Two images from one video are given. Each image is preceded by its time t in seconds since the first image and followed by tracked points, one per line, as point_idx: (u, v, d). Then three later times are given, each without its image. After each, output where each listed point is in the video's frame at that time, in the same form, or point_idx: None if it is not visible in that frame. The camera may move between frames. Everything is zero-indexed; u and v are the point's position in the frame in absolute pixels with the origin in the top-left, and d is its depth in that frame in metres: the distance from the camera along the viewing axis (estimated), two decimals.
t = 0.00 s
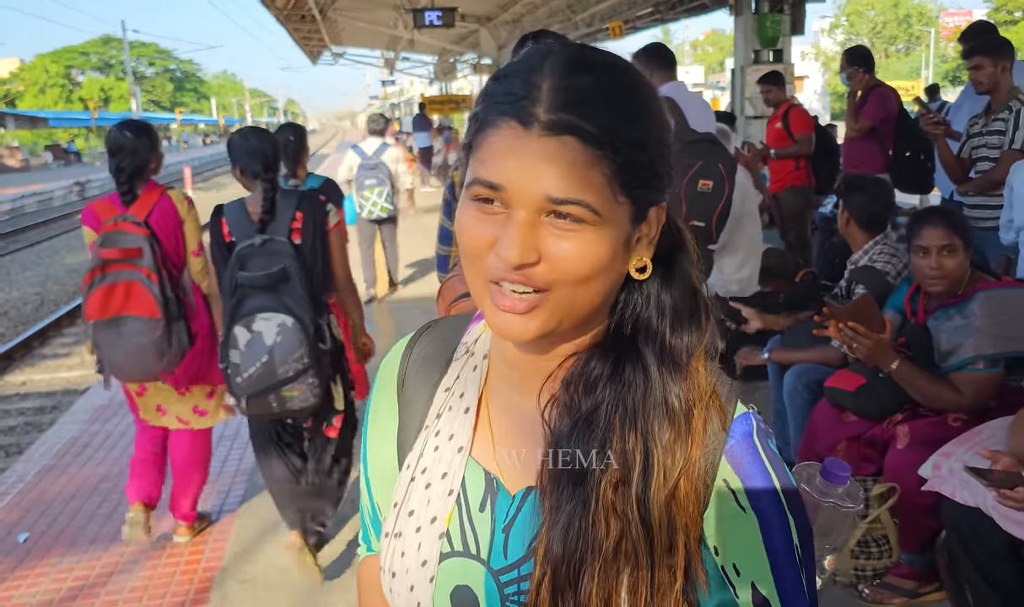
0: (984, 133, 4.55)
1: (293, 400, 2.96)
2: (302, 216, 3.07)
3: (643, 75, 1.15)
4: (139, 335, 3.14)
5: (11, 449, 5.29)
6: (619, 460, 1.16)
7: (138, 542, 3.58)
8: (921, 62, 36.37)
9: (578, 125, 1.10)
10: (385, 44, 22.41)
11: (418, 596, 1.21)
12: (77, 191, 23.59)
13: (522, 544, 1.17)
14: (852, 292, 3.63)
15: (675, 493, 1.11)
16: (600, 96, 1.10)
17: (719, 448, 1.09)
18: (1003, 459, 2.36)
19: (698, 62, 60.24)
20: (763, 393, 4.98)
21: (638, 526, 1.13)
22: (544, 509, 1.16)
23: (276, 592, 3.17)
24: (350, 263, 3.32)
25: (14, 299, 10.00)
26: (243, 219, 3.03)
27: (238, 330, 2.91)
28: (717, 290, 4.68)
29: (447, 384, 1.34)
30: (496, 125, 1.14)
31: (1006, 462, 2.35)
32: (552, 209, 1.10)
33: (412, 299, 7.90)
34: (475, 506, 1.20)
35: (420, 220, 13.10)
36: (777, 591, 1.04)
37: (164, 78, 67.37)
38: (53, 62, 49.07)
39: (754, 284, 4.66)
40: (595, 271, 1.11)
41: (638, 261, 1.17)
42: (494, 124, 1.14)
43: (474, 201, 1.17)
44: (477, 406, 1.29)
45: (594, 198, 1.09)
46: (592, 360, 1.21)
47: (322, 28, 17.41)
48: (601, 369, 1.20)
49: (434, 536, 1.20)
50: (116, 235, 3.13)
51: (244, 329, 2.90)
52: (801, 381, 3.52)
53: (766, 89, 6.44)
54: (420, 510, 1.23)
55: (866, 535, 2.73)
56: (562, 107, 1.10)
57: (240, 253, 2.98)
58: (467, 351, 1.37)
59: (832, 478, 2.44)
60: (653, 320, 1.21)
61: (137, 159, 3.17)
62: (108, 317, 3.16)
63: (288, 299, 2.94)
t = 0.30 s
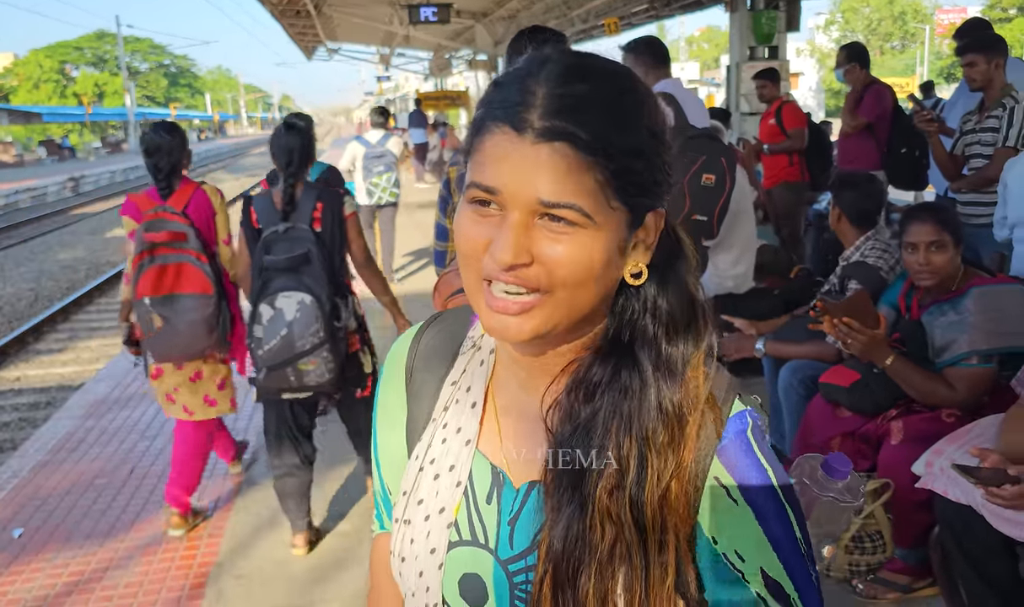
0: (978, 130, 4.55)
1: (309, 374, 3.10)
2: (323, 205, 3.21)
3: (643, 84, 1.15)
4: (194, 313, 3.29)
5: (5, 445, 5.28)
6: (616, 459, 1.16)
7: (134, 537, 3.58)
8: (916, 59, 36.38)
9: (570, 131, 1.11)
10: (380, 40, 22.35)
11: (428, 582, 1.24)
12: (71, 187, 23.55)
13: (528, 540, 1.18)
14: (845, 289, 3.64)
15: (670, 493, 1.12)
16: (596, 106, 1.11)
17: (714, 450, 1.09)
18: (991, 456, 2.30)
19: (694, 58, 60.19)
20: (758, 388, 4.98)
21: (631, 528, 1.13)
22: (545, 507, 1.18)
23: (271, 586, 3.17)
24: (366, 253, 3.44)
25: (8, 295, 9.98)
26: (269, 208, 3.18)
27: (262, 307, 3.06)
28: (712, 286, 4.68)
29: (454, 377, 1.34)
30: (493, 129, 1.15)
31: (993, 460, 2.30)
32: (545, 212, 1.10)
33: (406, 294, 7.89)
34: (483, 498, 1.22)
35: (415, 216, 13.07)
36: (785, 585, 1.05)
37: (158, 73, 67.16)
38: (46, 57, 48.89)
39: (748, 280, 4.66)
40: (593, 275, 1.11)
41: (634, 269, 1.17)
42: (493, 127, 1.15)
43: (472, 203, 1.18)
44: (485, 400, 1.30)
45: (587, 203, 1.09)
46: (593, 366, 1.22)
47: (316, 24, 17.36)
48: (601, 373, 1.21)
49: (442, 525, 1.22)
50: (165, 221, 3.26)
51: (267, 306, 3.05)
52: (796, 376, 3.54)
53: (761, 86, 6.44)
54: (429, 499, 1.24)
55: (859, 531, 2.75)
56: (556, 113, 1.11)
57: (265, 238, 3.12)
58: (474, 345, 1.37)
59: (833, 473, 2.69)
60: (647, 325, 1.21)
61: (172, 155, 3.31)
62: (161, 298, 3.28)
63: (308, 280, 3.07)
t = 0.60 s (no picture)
0: (977, 129, 4.54)
1: (342, 340, 3.62)
2: (357, 192, 3.74)
3: (635, 56, 1.18)
4: (204, 295, 3.78)
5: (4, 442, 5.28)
6: (610, 413, 1.12)
7: (132, 535, 3.58)
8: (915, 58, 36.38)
9: (578, 92, 1.11)
10: (379, 37, 22.32)
11: (431, 562, 1.24)
12: (69, 184, 23.56)
13: (523, 507, 1.17)
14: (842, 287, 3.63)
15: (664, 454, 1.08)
16: (599, 67, 1.12)
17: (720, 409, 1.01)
18: (989, 456, 2.28)
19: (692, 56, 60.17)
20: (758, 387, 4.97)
21: (627, 475, 1.08)
22: (540, 470, 1.16)
23: (269, 583, 3.17)
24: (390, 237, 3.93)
25: (7, 292, 9.99)
26: (310, 187, 3.70)
27: (303, 278, 3.55)
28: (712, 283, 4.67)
29: (457, 359, 1.37)
30: (505, 101, 1.16)
31: (991, 460, 2.28)
32: (566, 173, 1.10)
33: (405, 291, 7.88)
34: (480, 475, 1.22)
35: (413, 213, 13.06)
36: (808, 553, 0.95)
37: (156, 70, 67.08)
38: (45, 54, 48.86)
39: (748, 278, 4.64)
40: (604, 233, 1.11)
41: (642, 227, 1.16)
42: (505, 98, 1.16)
43: (485, 176, 1.17)
44: (484, 378, 1.32)
45: (602, 160, 1.10)
46: (592, 318, 1.18)
47: (315, 21, 17.33)
48: (599, 325, 1.17)
49: (443, 503, 1.23)
50: (184, 210, 3.72)
51: (308, 279, 3.54)
52: (796, 375, 3.54)
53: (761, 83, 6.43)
54: (431, 479, 1.25)
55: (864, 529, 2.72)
56: (563, 76, 1.11)
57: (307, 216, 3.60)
58: (477, 328, 1.40)
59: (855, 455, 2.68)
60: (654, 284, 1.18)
61: (206, 146, 3.75)
62: (176, 279, 3.78)
63: (345, 256, 3.57)
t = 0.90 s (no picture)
0: (977, 129, 4.53)
1: (350, 329, 3.74)
2: (364, 188, 3.86)
3: (678, 59, 1.09)
4: (209, 280, 3.88)
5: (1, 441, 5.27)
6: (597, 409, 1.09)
7: (129, 534, 3.57)
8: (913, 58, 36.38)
9: (597, 97, 1.06)
10: (378, 36, 22.29)
11: (438, 523, 1.27)
12: (67, 183, 23.53)
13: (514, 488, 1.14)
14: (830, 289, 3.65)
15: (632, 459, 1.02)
16: (626, 75, 1.05)
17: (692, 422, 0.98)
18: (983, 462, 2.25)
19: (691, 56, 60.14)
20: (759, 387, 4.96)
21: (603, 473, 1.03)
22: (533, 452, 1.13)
23: (266, 582, 3.16)
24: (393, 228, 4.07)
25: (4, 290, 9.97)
26: (318, 186, 3.78)
27: (313, 269, 3.68)
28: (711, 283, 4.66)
29: (497, 338, 1.44)
30: (528, 98, 1.13)
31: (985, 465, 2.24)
32: (574, 175, 1.08)
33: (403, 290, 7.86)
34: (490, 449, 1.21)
35: (411, 213, 13.04)
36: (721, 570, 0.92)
37: (154, 68, 66.98)
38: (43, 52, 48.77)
39: (747, 278, 4.64)
40: (614, 239, 1.09)
41: (667, 239, 1.13)
42: (528, 96, 1.13)
43: (509, 169, 1.18)
44: (514, 359, 1.36)
45: (617, 169, 1.06)
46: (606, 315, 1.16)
47: (313, 19, 17.30)
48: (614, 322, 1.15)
49: (454, 471, 1.27)
50: (206, 199, 3.92)
51: (317, 269, 3.67)
52: (794, 375, 3.53)
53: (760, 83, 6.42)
54: (455, 446, 1.30)
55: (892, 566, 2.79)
56: (584, 80, 1.07)
57: (316, 211, 3.73)
58: (521, 312, 1.44)
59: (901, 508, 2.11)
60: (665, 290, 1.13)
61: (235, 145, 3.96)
62: (189, 262, 3.91)
63: (353, 249, 3.70)
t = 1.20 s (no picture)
0: (972, 131, 4.55)
1: (343, 310, 4.03)
2: (343, 177, 4.10)
3: (699, 65, 1.06)
4: (233, 265, 4.28)
5: None
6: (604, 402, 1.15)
7: (122, 537, 3.55)
8: (909, 60, 36.44)
9: (588, 98, 1.07)
10: (373, 37, 22.26)
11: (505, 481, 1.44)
12: (61, 184, 23.46)
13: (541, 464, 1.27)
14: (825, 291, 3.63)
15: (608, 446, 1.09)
16: (628, 77, 1.05)
17: (666, 425, 0.98)
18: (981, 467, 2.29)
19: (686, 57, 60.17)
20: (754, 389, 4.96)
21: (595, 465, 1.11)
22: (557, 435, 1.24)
23: (260, 585, 3.15)
24: (379, 215, 4.30)
25: None
26: (302, 179, 4.05)
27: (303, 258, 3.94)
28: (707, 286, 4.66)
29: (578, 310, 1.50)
30: (545, 97, 1.16)
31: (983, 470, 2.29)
32: (566, 169, 1.10)
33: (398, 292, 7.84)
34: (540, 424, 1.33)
35: (406, 214, 13.01)
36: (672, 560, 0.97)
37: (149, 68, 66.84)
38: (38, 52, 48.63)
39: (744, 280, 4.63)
40: (600, 228, 1.09)
41: (666, 237, 1.10)
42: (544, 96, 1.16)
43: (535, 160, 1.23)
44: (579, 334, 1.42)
45: (602, 164, 1.07)
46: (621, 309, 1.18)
47: (309, 20, 17.26)
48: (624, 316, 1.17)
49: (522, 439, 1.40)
50: (231, 190, 4.33)
51: (308, 257, 3.93)
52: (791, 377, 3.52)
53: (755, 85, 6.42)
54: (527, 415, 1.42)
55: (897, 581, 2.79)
56: (579, 83, 1.09)
57: (301, 202, 3.99)
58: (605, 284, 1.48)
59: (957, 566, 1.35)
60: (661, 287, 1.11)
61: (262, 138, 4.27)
62: (216, 248, 4.31)
63: (339, 235, 3.98)
